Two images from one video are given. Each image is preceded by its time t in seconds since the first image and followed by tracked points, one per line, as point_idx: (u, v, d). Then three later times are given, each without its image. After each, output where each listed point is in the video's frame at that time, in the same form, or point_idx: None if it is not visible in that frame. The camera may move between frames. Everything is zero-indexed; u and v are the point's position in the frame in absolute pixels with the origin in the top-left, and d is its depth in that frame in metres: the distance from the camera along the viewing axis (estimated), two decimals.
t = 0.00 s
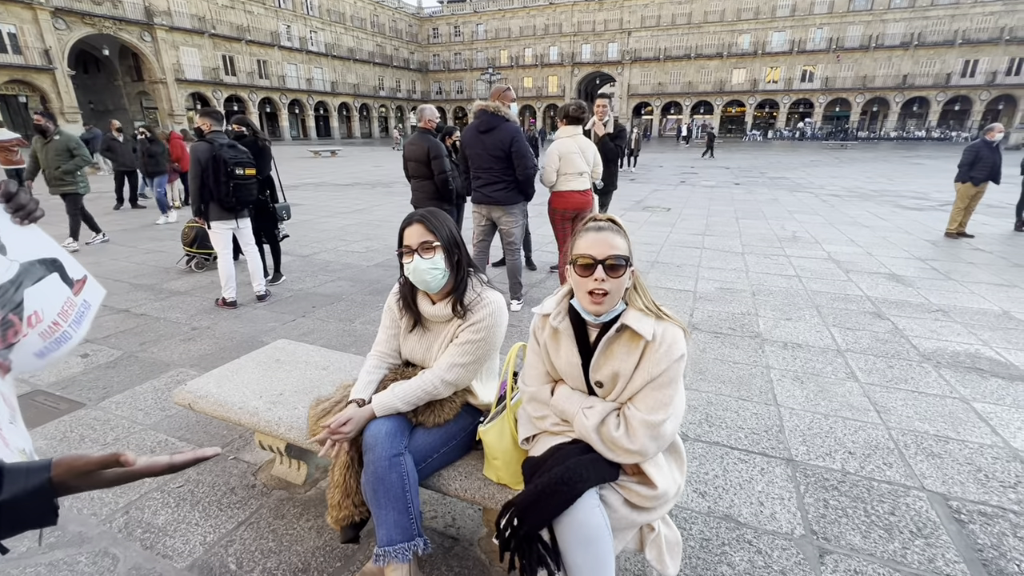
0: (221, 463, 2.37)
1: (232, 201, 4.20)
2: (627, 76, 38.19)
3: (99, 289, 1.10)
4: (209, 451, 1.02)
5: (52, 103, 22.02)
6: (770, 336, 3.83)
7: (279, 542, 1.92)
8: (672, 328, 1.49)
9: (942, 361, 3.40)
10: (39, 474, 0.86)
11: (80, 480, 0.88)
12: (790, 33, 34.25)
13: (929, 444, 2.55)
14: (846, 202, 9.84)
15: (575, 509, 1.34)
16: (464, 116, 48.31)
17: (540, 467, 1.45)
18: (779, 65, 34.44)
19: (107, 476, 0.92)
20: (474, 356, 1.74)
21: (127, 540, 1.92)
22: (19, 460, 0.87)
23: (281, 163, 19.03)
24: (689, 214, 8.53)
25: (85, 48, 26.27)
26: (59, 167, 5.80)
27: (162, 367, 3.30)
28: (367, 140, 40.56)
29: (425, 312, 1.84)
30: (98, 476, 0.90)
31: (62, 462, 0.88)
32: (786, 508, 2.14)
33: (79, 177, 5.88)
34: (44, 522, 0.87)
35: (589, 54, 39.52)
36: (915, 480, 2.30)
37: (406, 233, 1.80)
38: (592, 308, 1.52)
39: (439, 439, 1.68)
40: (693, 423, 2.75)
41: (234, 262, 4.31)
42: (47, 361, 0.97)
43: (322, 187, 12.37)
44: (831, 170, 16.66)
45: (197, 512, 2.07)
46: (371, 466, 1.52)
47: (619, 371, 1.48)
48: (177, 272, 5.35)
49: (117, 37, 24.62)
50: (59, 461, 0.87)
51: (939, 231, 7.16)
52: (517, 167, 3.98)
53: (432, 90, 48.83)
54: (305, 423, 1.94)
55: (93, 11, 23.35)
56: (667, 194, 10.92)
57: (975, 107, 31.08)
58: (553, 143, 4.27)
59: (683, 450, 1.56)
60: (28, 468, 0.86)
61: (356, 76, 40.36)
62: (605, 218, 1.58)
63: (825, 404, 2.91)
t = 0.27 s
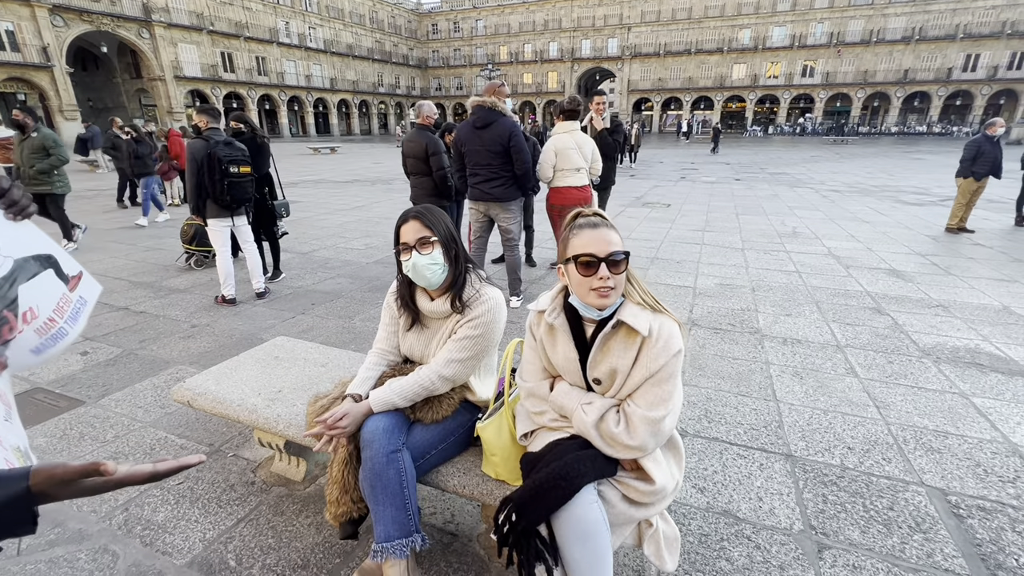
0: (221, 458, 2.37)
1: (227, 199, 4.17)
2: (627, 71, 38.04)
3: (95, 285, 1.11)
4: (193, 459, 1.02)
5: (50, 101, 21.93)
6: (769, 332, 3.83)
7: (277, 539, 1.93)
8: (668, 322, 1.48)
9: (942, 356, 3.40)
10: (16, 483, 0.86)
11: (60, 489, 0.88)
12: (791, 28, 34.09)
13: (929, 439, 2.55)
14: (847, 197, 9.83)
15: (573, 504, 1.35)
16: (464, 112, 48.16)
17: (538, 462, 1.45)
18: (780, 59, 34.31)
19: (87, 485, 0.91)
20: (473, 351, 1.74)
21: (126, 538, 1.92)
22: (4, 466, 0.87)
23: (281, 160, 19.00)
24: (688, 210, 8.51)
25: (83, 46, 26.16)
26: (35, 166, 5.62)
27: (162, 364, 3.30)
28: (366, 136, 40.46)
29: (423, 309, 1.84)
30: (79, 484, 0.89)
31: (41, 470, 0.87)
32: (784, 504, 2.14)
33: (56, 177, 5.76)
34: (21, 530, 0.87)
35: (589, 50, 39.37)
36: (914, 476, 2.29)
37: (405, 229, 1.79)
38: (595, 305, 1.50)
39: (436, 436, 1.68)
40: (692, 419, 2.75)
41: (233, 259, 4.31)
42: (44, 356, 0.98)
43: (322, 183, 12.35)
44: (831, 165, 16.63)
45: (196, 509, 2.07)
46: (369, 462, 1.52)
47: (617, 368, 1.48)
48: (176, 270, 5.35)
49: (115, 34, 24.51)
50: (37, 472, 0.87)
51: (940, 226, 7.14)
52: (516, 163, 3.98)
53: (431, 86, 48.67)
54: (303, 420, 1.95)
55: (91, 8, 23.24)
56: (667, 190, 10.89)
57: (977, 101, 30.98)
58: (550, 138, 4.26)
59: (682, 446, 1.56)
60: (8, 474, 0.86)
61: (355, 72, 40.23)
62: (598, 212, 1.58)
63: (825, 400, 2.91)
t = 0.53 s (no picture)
0: (222, 456, 2.37)
1: (229, 197, 4.15)
2: (630, 68, 37.85)
3: (93, 284, 1.10)
4: (180, 469, 1.00)
5: (54, 99, 21.99)
6: (773, 329, 3.81)
7: (279, 537, 1.92)
8: (660, 326, 1.45)
9: (948, 354, 3.37)
10: None
11: (41, 500, 0.87)
12: (795, 23, 33.87)
13: (934, 437, 2.53)
14: (852, 194, 9.76)
15: (571, 507, 1.33)
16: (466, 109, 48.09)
17: (536, 465, 1.44)
18: (784, 55, 34.10)
19: (70, 495, 0.90)
20: (474, 350, 1.72)
21: (128, 535, 1.92)
22: None
23: (283, 158, 19.02)
24: (691, 207, 8.48)
25: (86, 44, 26.24)
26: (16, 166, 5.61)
27: (165, 362, 3.31)
28: (369, 134, 40.46)
29: (424, 307, 1.82)
30: (62, 495, 0.89)
31: (23, 480, 0.87)
32: (788, 503, 2.12)
33: (38, 177, 5.72)
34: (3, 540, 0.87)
35: (592, 46, 39.23)
36: (920, 474, 2.27)
37: (405, 228, 1.77)
38: (581, 313, 1.48)
39: (438, 434, 1.67)
40: (695, 417, 2.74)
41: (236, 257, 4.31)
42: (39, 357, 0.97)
43: (325, 181, 12.35)
44: (836, 162, 16.53)
45: (198, 507, 2.07)
46: (370, 461, 1.51)
47: (608, 375, 1.45)
48: (179, 268, 5.35)
49: (119, 32, 24.54)
50: (20, 482, 0.87)
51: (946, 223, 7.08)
52: (520, 160, 3.97)
53: (434, 84, 48.59)
54: (304, 418, 1.94)
55: (94, 7, 23.30)
56: (671, 187, 10.84)
57: (983, 97, 30.75)
58: (551, 136, 4.24)
59: (682, 447, 1.54)
60: None
61: (358, 70, 40.20)
62: (578, 215, 1.54)
63: (829, 398, 2.89)
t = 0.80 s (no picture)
0: (226, 455, 2.37)
1: (234, 195, 4.14)
2: (634, 64, 37.66)
3: (94, 282, 1.10)
4: (181, 468, 1.02)
5: (58, 98, 22.06)
6: (779, 327, 3.78)
7: (283, 536, 1.92)
8: (654, 337, 1.41)
9: (955, 352, 3.34)
10: None
11: (42, 503, 0.87)
12: (800, 19, 33.63)
13: (942, 436, 2.50)
14: (857, 191, 9.69)
15: (571, 510, 1.32)
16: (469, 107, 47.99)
17: (535, 467, 1.43)
18: (789, 51, 33.89)
19: (71, 499, 0.91)
20: (476, 349, 1.71)
21: (134, 533, 1.93)
22: None
23: (286, 156, 19.04)
24: (695, 204, 8.44)
25: (90, 43, 26.29)
26: None
27: (169, 360, 3.31)
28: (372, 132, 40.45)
29: (425, 304, 1.82)
30: (64, 498, 0.89)
31: (23, 483, 0.87)
32: (794, 501, 2.11)
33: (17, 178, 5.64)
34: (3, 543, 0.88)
35: (595, 43, 39.07)
36: (927, 473, 2.25)
37: (408, 226, 1.77)
38: (566, 331, 1.45)
39: (443, 432, 1.67)
40: (699, 416, 2.72)
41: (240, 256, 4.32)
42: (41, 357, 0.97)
43: (328, 179, 12.36)
44: (841, 158, 16.42)
45: (203, 505, 2.07)
46: (374, 460, 1.51)
47: (600, 390, 1.42)
48: (183, 266, 5.37)
49: (122, 31, 24.57)
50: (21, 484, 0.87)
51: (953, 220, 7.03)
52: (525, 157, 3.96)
53: (437, 81, 48.51)
54: (308, 417, 1.94)
55: (98, 6, 23.33)
56: (674, 185, 10.79)
57: (990, 92, 30.50)
58: (554, 133, 4.22)
59: (686, 451, 1.52)
60: None
61: (361, 67, 40.17)
62: (561, 228, 1.50)
63: (835, 397, 2.87)
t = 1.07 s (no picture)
0: (235, 452, 2.38)
1: (243, 194, 4.17)
2: (641, 62, 37.46)
3: (102, 282, 1.10)
4: (194, 471, 1.02)
5: (71, 98, 22.29)
6: (789, 327, 3.74)
7: (291, 534, 1.92)
8: (663, 340, 1.38)
9: (971, 352, 3.28)
10: (14, 499, 0.82)
11: (57, 506, 0.85)
12: (810, 15, 33.28)
13: (957, 438, 2.46)
14: (868, 189, 9.57)
15: (580, 512, 1.31)
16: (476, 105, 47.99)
17: (544, 468, 1.42)
18: (799, 48, 33.55)
19: (85, 502, 0.89)
20: (483, 348, 1.70)
21: (144, 530, 1.94)
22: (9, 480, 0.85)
23: (294, 155, 19.13)
24: (704, 203, 8.37)
25: (102, 44, 26.58)
26: None
27: (179, 358, 3.33)
28: (379, 131, 40.58)
29: (431, 304, 1.81)
30: (79, 502, 0.87)
31: (39, 486, 0.84)
32: (806, 504, 2.08)
33: None
34: (17, 549, 0.84)
35: (602, 40, 38.90)
36: (942, 476, 2.22)
37: (420, 222, 1.76)
38: (571, 335, 1.43)
39: (451, 432, 1.66)
40: (709, 416, 2.70)
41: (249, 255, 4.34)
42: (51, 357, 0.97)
43: (335, 178, 12.40)
44: (852, 155, 16.25)
45: (213, 503, 2.08)
46: (381, 460, 1.50)
47: (608, 394, 1.40)
48: (193, 264, 5.40)
49: (133, 31, 24.78)
50: (36, 488, 0.83)
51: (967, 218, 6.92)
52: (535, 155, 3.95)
53: (444, 80, 48.54)
54: (317, 415, 1.94)
55: (110, 6, 23.55)
56: (682, 183, 10.72)
57: (1005, 88, 30.05)
58: (562, 131, 4.20)
59: (697, 452, 1.51)
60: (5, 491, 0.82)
61: (368, 66, 40.27)
62: (567, 229, 1.46)
63: (847, 397, 2.83)
